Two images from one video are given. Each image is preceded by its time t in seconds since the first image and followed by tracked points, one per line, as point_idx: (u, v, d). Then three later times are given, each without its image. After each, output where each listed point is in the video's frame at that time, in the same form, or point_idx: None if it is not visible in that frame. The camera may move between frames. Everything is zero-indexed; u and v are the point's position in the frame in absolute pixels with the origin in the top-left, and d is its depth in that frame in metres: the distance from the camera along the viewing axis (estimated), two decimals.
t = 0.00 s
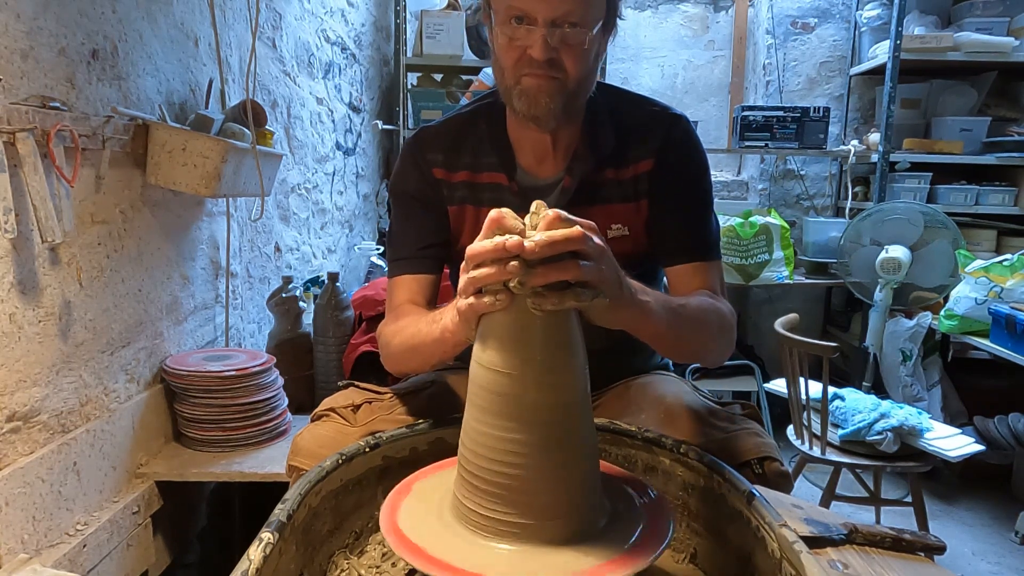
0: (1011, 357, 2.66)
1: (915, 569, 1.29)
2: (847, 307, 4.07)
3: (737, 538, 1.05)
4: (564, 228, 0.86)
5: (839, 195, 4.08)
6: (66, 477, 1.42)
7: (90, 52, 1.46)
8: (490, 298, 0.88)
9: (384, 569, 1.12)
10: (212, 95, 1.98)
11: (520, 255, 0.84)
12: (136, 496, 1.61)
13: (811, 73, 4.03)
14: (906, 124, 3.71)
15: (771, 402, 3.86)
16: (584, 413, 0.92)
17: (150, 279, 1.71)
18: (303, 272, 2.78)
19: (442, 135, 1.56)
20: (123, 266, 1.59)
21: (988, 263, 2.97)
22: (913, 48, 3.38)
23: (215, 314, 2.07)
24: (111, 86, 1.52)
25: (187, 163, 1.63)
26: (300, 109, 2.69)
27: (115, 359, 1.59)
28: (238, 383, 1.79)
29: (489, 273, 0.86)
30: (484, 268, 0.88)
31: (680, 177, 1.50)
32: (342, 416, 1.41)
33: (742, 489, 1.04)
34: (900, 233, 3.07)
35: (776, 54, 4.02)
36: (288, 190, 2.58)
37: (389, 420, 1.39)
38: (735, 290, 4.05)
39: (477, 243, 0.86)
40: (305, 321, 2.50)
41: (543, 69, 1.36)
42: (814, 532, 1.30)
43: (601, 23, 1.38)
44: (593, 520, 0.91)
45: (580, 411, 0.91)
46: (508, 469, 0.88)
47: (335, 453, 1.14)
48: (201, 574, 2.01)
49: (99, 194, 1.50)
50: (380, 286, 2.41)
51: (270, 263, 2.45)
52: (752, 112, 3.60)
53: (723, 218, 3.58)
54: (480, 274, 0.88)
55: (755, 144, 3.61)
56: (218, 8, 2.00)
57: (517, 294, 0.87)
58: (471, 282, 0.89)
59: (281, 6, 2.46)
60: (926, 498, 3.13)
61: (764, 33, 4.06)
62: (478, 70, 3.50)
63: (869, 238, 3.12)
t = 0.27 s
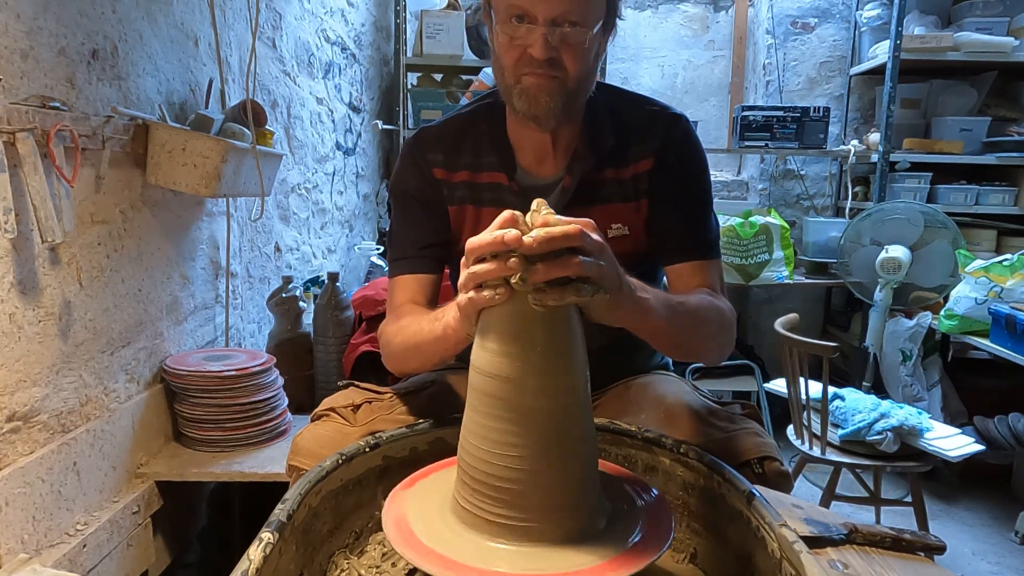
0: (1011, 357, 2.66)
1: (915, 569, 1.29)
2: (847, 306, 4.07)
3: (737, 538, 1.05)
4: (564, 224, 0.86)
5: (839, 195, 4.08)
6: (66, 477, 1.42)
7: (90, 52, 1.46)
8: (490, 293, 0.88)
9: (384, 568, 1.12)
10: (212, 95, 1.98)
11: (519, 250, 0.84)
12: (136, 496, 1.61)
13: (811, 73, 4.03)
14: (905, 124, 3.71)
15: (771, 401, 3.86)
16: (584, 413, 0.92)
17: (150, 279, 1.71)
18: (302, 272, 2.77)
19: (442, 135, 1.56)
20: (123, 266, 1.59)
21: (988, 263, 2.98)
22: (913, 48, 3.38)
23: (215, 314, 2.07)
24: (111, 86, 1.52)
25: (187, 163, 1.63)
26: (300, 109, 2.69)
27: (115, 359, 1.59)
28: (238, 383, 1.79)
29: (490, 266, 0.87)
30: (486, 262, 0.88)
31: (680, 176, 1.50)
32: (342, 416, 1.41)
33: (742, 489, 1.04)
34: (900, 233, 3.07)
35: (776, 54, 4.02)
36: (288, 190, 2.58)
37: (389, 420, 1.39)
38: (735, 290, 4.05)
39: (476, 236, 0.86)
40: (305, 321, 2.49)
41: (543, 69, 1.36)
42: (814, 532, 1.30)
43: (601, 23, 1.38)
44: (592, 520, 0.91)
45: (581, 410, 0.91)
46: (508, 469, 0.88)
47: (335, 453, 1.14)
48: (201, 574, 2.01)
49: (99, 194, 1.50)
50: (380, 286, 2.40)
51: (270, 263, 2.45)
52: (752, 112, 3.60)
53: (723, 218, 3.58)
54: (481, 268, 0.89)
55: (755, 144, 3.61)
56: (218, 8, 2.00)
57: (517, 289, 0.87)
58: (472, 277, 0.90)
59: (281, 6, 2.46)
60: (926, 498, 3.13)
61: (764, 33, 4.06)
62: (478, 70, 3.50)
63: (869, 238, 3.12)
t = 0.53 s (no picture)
0: (1011, 356, 2.66)
1: (915, 569, 1.28)
2: (847, 306, 4.07)
3: (737, 538, 1.05)
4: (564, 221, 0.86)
5: (838, 195, 4.08)
6: (66, 477, 1.42)
7: (90, 52, 1.46)
8: (490, 288, 0.88)
9: (384, 568, 1.12)
10: (212, 95, 1.98)
11: (519, 244, 0.84)
12: (136, 496, 1.61)
13: (811, 73, 4.03)
14: (906, 124, 3.71)
15: (772, 401, 3.86)
16: (584, 413, 0.92)
17: (150, 279, 1.70)
18: (302, 272, 2.77)
19: (442, 135, 1.56)
20: (123, 266, 1.59)
21: (988, 263, 2.97)
22: (913, 48, 3.38)
23: (215, 314, 2.06)
24: (111, 86, 1.52)
25: (187, 163, 1.63)
26: (300, 109, 2.69)
27: (115, 359, 1.59)
28: (238, 383, 1.79)
29: (490, 262, 0.87)
30: (486, 258, 0.88)
31: (680, 176, 1.50)
32: (342, 416, 1.41)
33: (742, 490, 1.04)
34: (900, 233, 3.07)
35: (776, 54, 4.02)
36: (288, 190, 2.58)
37: (389, 420, 1.39)
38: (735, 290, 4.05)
39: (476, 231, 0.86)
40: (305, 321, 2.49)
41: (543, 68, 1.36)
42: (814, 532, 1.29)
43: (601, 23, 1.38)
44: (593, 520, 0.91)
45: (581, 410, 0.91)
46: (508, 469, 0.88)
47: (335, 453, 1.14)
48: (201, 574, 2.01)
49: (99, 193, 1.50)
50: (380, 286, 2.40)
51: (270, 263, 2.45)
52: (752, 112, 3.60)
53: (723, 218, 3.58)
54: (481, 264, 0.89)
55: (755, 144, 3.60)
56: (218, 8, 1.99)
57: (517, 285, 0.87)
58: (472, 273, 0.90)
59: (281, 6, 2.46)
60: (926, 498, 3.13)
61: (764, 33, 4.06)
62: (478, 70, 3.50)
63: (869, 238, 3.12)
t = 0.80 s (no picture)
0: (1010, 357, 2.66)
1: (915, 569, 1.28)
2: (847, 306, 4.07)
3: (737, 538, 1.05)
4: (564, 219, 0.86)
5: (839, 194, 4.08)
6: (66, 477, 1.42)
7: (90, 52, 1.46)
8: (490, 286, 0.88)
9: (384, 568, 1.12)
10: (212, 95, 1.98)
11: (519, 243, 0.84)
12: (136, 496, 1.61)
13: (811, 73, 4.03)
14: (906, 124, 3.71)
15: (771, 402, 3.86)
16: (584, 414, 0.92)
17: (150, 279, 1.71)
18: (302, 272, 2.78)
19: (442, 135, 1.56)
20: (123, 266, 1.59)
21: (988, 263, 2.97)
22: (913, 48, 3.38)
23: (215, 314, 2.07)
24: (111, 86, 1.52)
25: (187, 163, 1.63)
26: (300, 109, 2.69)
27: (115, 359, 1.59)
28: (238, 383, 1.79)
29: (491, 260, 0.87)
30: (487, 256, 0.88)
31: (680, 175, 1.50)
32: (341, 416, 1.41)
33: (742, 489, 1.04)
34: (900, 233, 3.07)
35: (776, 54, 4.02)
36: (288, 190, 2.58)
37: (389, 420, 1.39)
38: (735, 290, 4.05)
39: (476, 229, 0.87)
40: (305, 321, 2.49)
41: (543, 69, 1.36)
42: (814, 532, 1.30)
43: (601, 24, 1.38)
44: (592, 520, 0.91)
45: (581, 410, 0.91)
46: (508, 468, 0.88)
47: (335, 453, 1.14)
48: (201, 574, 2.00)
49: (99, 193, 1.50)
50: (380, 286, 2.40)
51: (270, 263, 2.45)
52: (752, 112, 3.60)
53: (723, 218, 3.58)
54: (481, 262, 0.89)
55: (755, 144, 3.61)
56: (218, 8, 2.00)
57: (517, 282, 0.87)
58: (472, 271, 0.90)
59: (281, 6, 2.46)
60: (926, 498, 3.13)
61: (764, 33, 4.06)
62: (478, 70, 3.50)
63: (869, 238, 3.12)
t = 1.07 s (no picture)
0: (1010, 357, 2.66)
1: (915, 569, 1.28)
2: (847, 306, 4.07)
3: (737, 539, 1.05)
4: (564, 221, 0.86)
5: (839, 194, 4.08)
6: (66, 477, 1.42)
7: (90, 52, 1.46)
8: (490, 288, 0.88)
9: (384, 569, 1.12)
10: (212, 95, 1.98)
11: (519, 245, 0.84)
12: (136, 496, 1.61)
13: (811, 73, 4.03)
14: (906, 124, 3.71)
15: (771, 402, 3.86)
16: (584, 415, 0.92)
17: (150, 279, 1.71)
18: (302, 272, 2.77)
19: (443, 136, 1.56)
20: (123, 266, 1.59)
21: (988, 263, 2.97)
22: (913, 48, 3.38)
23: (215, 314, 2.07)
24: (111, 86, 1.52)
25: (187, 163, 1.63)
26: (300, 109, 2.69)
27: (115, 359, 1.59)
28: (238, 383, 1.79)
29: (492, 261, 0.86)
30: (488, 256, 0.88)
31: (680, 175, 1.50)
32: (341, 416, 1.41)
33: (742, 489, 1.04)
34: (901, 233, 3.08)
35: (776, 54, 4.02)
36: (288, 190, 2.58)
37: (390, 420, 1.39)
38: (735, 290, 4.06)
39: (476, 231, 0.86)
40: (305, 321, 2.49)
41: (544, 70, 1.36)
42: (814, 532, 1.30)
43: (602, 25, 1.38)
44: (592, 521, 0.91)
45: (581, 410, 0.91)
46: (508, 468, 0.88)
47: (335, 453, 1.14)
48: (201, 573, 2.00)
49: (99, 193, 1.50)
50: (380, 286, 2.41)
51: (270, 263, 2.45)
52: (752, 112, 3.60)
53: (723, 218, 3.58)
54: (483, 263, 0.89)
55: (755, 144, 3.61)
56: (218, 8, 2.00)
57: (517, 284, 0.87)
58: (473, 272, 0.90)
59: (281, 6, 2.46)
60: (926, 498, 3.13)
61: (764, 33, 4.06)
62: (478, 70, 3.50)
63: (869, 238, 3.12)
